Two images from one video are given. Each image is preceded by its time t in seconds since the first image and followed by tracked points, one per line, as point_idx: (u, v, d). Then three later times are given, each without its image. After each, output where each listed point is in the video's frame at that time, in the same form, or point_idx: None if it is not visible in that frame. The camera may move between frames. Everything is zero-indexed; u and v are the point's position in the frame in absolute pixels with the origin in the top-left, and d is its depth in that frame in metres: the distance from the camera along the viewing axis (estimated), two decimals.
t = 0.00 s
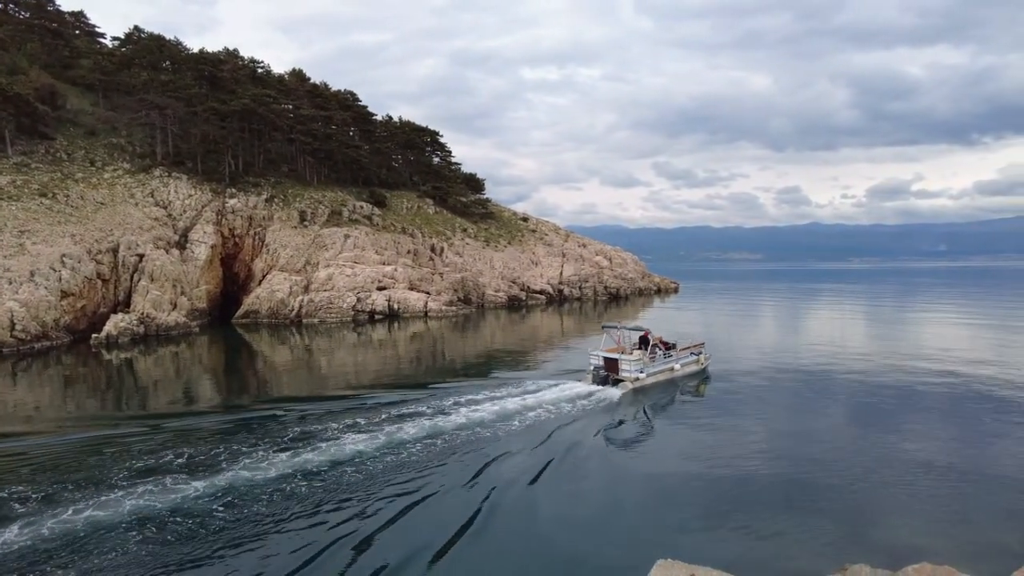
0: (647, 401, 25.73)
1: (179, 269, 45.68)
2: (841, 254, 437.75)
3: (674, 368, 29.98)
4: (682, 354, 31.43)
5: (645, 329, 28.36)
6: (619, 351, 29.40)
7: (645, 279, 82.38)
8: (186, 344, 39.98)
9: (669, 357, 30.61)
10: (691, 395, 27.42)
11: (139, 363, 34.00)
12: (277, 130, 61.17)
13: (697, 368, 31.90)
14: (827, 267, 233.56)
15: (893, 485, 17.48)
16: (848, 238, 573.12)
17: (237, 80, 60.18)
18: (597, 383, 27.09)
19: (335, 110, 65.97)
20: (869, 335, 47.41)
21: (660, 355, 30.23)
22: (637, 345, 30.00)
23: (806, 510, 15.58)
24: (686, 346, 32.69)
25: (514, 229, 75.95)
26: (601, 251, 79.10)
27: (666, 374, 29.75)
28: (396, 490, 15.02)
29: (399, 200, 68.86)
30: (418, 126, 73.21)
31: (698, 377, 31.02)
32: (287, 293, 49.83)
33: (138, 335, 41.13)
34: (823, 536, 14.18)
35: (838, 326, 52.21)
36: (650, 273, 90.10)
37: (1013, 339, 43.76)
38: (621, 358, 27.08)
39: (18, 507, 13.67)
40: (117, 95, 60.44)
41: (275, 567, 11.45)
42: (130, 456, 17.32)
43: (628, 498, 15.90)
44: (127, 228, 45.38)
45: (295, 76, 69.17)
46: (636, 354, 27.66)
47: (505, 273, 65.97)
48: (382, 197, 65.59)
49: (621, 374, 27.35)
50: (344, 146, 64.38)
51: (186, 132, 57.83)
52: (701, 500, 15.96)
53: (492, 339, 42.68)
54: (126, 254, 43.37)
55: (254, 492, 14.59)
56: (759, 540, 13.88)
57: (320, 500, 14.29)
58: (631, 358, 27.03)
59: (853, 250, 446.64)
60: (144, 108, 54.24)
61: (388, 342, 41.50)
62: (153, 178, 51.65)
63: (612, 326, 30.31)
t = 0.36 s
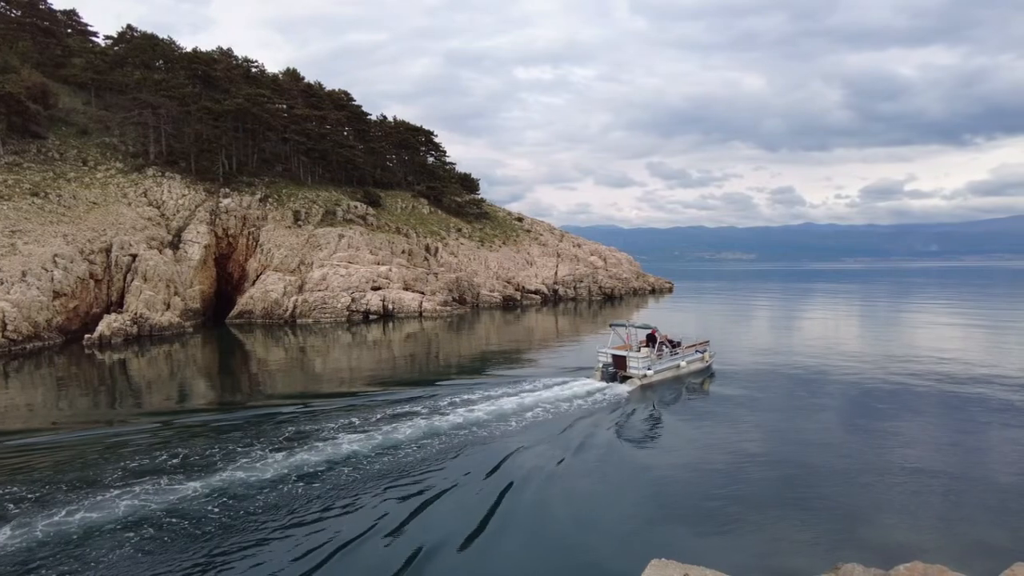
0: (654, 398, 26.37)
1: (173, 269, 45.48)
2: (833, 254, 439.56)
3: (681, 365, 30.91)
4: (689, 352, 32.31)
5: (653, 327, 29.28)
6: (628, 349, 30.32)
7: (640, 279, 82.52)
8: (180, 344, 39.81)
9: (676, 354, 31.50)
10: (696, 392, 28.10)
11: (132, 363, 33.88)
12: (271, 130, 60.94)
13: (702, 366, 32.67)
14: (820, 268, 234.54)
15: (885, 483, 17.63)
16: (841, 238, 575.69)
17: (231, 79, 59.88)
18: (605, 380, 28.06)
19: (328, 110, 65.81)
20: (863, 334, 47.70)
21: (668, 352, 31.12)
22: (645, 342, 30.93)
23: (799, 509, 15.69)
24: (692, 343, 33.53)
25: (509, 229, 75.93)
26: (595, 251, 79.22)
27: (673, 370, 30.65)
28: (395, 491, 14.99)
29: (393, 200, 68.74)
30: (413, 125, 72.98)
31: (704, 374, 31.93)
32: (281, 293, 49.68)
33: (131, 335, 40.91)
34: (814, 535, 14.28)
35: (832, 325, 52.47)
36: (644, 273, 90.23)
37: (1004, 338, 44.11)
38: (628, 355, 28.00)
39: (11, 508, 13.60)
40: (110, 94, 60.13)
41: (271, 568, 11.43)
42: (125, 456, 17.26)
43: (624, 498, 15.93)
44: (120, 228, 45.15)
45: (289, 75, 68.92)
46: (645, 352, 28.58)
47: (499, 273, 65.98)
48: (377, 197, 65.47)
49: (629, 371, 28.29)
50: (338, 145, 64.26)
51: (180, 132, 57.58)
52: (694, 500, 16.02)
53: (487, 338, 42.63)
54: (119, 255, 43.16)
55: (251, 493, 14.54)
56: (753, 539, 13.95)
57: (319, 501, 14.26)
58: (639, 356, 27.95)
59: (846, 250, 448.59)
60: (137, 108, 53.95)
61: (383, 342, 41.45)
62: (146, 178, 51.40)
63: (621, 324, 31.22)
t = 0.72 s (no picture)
0: (658, 395, 26.81)
1: (165, 270, 45.24)
2: (825, 254, 441.68)
3: (685, 362, 31.55)
4: (692, 349, 32.98)
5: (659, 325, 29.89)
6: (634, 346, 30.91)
7: (633, 278, 82.65)
8: (171, 345, 39.59)
9: (681, 352, 32.14)
10: (701, 388, 28.71)
11: (124, 364, 33.63)
12: (263, 129, 60.72)
13: (705, 363, 33.32)
14: (811, 268, 235.68)
15: (878, 482, 17.72)
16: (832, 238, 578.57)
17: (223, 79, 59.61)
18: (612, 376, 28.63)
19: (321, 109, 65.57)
20: (855, 334, 47.97)
21: (673, 349, 31.75)
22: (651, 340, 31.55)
23: (790, 507, 15.75)
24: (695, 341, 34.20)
25: (502, 229, 75.90)
26: (588, 251, 79.36)
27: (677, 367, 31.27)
28: (392, 493, 14.93)
29: (386, 199, 68.59)
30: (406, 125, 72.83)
31: (707, 371, 32.60)
32: (274, 294, 49.47)
33: (122, 335, 40.64)
34: (806, 533, 14.34)
35: (824, 325, 52.77)
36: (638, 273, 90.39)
37: (994, 338, 44.53)
38: (635, 352, 28.64)
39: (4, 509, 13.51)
40: (102, 93, 59.77)
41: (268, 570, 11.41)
42: (119, 455, 17.17)
43: (620, 497, 15.97)
44: (112, 228, 44.89)
45: (281, 75, 68.65)
46: (651, 349, 29.17)
47: (493, 273, 65.97)
48: (370, 197, 65.32)
49: (636, 368, 28.87)
50: (331, 145, 64.12)
51: (172, 131, 57.33)
52: (686, 498, 16.09)
53: (480, 339, 42.59)
54: (110, 255, 42.90)
55: (246, 494, 14.49)
56: (747, 538, 14.00)
57: (315, 503, 14.20)
58: (646, 353, 28.52)
59: (837, 250, 450.81)
60: (129, 107, 53.64)
61: (376, 342, 41.34)
62: (137, 178, 51.10)
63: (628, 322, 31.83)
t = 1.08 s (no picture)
0: (658, 393, 27.35)
1: (156, 270, 44.97)
2: (815, 254, 444.14)
3: (689, 360, 32.49)
4: (695, 348, 33.91)
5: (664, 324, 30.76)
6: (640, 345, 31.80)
7: (625, 278, 82.82)
8: (163, 345, 39.38)
9: (684, 350, 33.07)
10: (703, 385, 29.55)
11: (115, 365, 33.38)
12: (255, 129, 60.49)
13: (707, 361, 34.27)
14: (803, 268, 236.90)
15: (868, 480, 17.84)
16: (823, 239, 582.01)
17: (215, 78, 59.33)
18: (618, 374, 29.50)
19: (313, 109, 65.35)
20: (846, 334, 48.28)
21: (677, 347, 32.65)
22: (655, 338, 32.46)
23: (782, 506, 15.79)
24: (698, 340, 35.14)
25: (495, 229, 75.89)
26: (581, 251, 79.53)
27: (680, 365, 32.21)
28: (387, 494, 14.89)
29: (379, 200, 68.43)
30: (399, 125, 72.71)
31: (708, 369, 33.58)
32: (266, 294, 49.22)
33: (112, 336, 40.35)
34: (797, 532, 14.37)
35: (816, 325, 53.10)
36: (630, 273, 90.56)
37: (983, 338, 44.95)
38: (641, 350, 29.54)
39: None
40: (92, 92, 59.38)
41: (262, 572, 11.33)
42: (112, 456, 17.07)
43: (615, 497, 15.99)
44: (102, 228, 44.61)
45: (274, 74, 68.37)
46: (656, 348, 30.10)
47: (486, 273, 65.95)
48: (362, 197, 65.14)
49: (641, 366, 29.79)
50: (323, 145, 63.94)
51: (163, 131, 57.07)
52: (677, 498, 16.09)
53: (473, 339, 42.58)
54: (100, 255, 42.62)
55: (239, 495, 14.40)
56: (739, 537, 14.03)
57: (309, 504, 14.14)
58: (652, 351, 29.45)
59: (827, 250, 453.34)
60: (119, 107, 53.33)
61: (368, 343, 41.25)
62: (128, 178, 50.80)
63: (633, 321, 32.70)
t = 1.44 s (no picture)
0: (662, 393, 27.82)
1: (147, 272, 44.69)
2: (806, 255, 446.27)
3: (692, 360, 33.26)
4: (697, 348, 34.63)
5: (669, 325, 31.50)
6: (644, 345, 32.52)
7: (619, 280, 82.98)
8: (154, 348, 39.10)
9: (687, 350, 33.83)
10: (707, 384, 30.31)
11: (104, 368, 32.98)
12: (248, 130, 60.26)
13: (709, 361, 35.00)
14: (794, 270, 238.08)
15: (861, 480, 17.93)
16: (814, 241, 585.13)
17: (207, 79, 59.05)
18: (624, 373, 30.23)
19: (306, 111, 65.16)
20: (839, 335, 48.55)
21: (680, 347, 33.40)
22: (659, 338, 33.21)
23: (775, 508, 15.79)
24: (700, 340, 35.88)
25: (488, 231, 75.87)
26: (574, 253, 79.64)
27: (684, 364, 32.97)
28: (383, 498, 14.79)
29: (372, 201, 68.28)
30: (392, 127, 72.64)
31: (710, 368, 34.36)
32: (258, 296, 48.98)
33: (103, 339, 40.03)
34: (790, 533, 14.40)
35: (808, 326, 53.37)
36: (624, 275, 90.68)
37: (974, 339, 45.29)
38: (645, 350, 30.24)
39: None
40: (82, 93, 59.04)
41: None
42: (103, 459, 16.92)
43: (610, 498, 16.03)
44: (92, 229, 44.32)
45: (266, 76, 68.13)
46: (661, 348, 30.87)
47: (479, 275, 65.92)
48: (355, 198, 64.98)
49: (646, 365, 30.53)
50: (316, 146, 63.74)
51: (154, 132, 56.79)
52: (671, 500, 16.07)
53: (466, 341, 42.49)
54: (91, 256, 42.32)
55: (233, 499, 14.31)
56: (733, 538, 14.05)
57: (304, 507, 14.04)
58: (657, 351, 30.22)
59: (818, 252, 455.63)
60: (110, 107, 53.02)
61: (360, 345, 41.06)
62: (119, 179, 50.48)
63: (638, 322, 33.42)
